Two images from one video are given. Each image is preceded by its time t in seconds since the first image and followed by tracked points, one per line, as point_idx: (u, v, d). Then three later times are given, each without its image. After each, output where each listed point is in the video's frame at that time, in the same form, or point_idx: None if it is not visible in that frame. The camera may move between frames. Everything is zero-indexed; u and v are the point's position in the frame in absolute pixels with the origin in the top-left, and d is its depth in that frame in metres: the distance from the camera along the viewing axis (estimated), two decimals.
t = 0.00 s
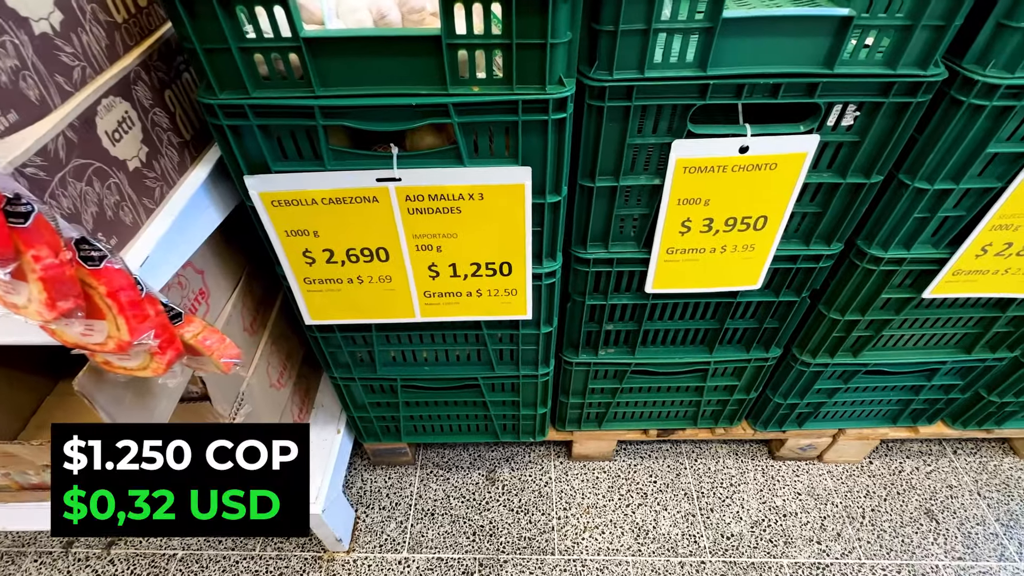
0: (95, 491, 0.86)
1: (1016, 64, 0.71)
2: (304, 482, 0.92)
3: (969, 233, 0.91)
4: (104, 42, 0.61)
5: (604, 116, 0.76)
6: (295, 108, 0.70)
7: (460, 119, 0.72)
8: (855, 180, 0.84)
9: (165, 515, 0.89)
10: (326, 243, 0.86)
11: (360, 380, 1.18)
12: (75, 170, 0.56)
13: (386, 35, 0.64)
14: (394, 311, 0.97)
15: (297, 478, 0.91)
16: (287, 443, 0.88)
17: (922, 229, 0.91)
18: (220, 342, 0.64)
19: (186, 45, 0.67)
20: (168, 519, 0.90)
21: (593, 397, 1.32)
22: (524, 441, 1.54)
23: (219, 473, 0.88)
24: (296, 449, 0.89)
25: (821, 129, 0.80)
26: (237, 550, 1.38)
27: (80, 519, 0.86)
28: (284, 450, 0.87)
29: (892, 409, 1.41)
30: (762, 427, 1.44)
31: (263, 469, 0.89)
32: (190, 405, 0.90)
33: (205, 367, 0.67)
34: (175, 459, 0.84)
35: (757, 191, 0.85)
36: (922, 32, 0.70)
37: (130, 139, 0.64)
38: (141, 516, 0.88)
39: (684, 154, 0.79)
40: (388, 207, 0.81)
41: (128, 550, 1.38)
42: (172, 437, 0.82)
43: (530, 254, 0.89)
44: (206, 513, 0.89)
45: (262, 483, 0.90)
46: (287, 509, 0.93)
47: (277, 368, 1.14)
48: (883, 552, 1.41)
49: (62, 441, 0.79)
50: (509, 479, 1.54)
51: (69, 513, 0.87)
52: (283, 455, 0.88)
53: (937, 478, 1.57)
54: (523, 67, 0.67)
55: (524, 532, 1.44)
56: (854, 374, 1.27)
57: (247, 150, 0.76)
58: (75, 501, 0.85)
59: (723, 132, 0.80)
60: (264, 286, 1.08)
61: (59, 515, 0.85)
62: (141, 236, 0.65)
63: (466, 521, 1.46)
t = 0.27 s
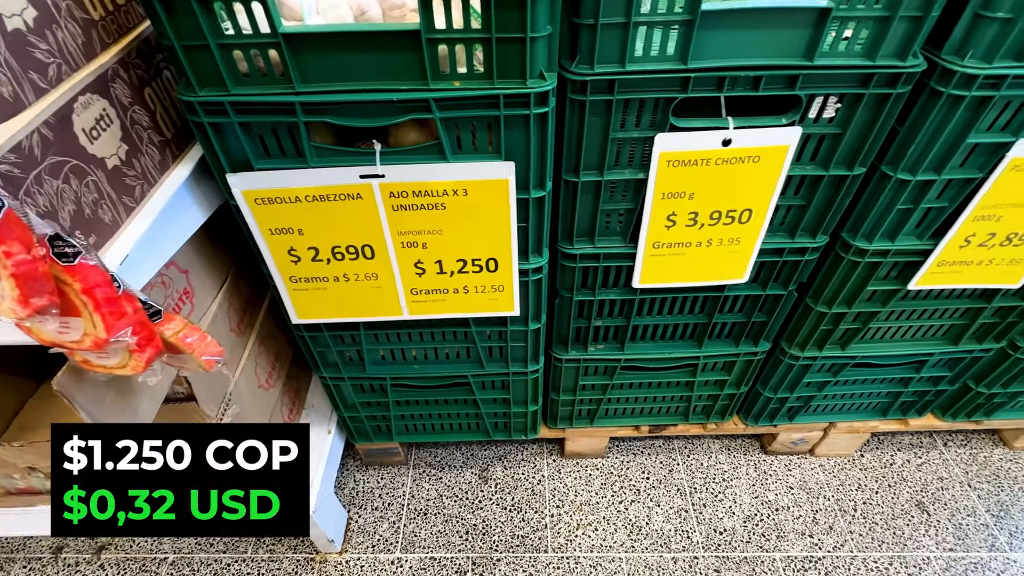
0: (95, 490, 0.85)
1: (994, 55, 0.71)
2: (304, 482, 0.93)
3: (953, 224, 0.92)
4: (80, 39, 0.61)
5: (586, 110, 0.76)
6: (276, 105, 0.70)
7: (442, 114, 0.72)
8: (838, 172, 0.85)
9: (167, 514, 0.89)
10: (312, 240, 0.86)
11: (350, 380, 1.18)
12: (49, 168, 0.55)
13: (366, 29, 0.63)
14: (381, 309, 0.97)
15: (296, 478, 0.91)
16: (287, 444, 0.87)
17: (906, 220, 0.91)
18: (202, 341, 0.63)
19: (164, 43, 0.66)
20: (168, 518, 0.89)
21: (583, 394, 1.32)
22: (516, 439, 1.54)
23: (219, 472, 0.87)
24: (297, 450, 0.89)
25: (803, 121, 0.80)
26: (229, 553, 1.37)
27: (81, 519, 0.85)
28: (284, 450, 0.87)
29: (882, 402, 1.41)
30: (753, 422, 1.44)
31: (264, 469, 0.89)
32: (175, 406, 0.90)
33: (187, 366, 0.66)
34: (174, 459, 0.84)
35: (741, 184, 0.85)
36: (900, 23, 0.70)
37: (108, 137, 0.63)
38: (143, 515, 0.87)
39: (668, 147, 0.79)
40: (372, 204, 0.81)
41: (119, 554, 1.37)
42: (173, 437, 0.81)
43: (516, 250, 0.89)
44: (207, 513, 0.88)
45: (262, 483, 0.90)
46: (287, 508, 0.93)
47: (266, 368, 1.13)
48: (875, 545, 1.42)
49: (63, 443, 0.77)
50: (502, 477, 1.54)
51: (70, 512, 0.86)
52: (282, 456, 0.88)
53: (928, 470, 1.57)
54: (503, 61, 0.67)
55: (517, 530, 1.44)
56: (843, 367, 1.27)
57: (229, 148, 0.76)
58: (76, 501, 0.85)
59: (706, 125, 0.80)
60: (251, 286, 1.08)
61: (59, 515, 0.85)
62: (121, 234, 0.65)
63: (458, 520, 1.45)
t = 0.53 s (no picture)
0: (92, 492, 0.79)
1: (957, 51, 0.73)
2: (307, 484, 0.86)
3: (925, 218, 0.93)
4: (52, 40, 0.61)
5: (560, 108, 0.77)
6: (250, 105, 0.71)
7: (416, 113, 0.72)
8: (811, 168, 0.86)
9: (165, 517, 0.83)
10: (291, 241, 0.86)
11: (333, 381, 1.18)
12: (20, 168, 0.56)
13: (337, 29, 0.64)
14: (362, 309, 0.97)
15: (299, 479, 0.85)
16: (287, 443, 0.82)
17: (879, 215, 0.93)
18: (175, 340, 0.64)
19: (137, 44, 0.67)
20: (168, 521, 0.83)
21: (569, 392, 1.33)
22: (503, 439, 1.54)
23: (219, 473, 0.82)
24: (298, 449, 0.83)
25: (775, 117, 0.81)
26: (215, 558, 1.36)
27: (78, 521, 0.80)
28: (284, 449, 0.82)
29: (864, 396, 1.43)
30: (738, 418, 1.46)
31: (264, 470, 0.83)
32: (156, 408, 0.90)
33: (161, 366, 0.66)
34: (175, 459, 0.80)
35: (715, 181, 0.86)
36: (865, 21, 0.72)
37: (82, 137, 0.64)
38: (140, 518, 0.81)
39: (642, 144, 0.80)
40: (350, 204, 0.81)
41: (103, 561, 1.36)
42: (173, 436, 0.78)
43: (495, 248, 0.89)
44: (207, 515, 0.82)
45: (263, 485, 0.84)
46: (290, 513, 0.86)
47: (249, 370, 1.13)
48: (860, 538, 1.43)
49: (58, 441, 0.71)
50: (490, 478, 1.54)
51: (68, 514, 0.80)
52: (284, 455, 0.83)
53: (912, 464, 1.59)
54: (476, 59, 0.68)
55: (505, 529, 1.44)
56: (824, 362, 1.28)
57: (205, 148, 0.76)
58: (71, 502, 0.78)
59: (679, 122, 0.81)
60: (234, 288, 1.08)
61: (58, 516, 0.78)
62: (94, 235, 0.65)
63: (446, 520, 1.45)
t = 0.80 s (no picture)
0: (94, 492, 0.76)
1: (924, 48, 0.74)
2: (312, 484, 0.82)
3: (900, 214, 0.94)
4: (25, 43, 0.62)
5: (536, 107, 0.78)
6: (227, 106, 0.71)
7: (393, 113, 0.73)
8: (786, 165, 0.87)
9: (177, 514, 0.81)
10: (271, 242, 0.86)
11: (319, 383, 1.18)
12: None
13: (311, 30, 0.64)
14: (345, 310, 0.98)
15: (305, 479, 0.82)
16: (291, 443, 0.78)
17: (855, 211, 0.94)
18: (149, 340, 0.64)
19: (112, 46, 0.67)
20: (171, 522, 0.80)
21: (555, 392, 1.33)
22: (492, 439, 1.54)
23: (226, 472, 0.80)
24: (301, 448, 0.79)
25: (749, 115, 0.82)
26: (202, 563, 1.35)
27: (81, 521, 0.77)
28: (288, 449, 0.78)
29: (848, 392, 1.44)
30: (724, 416, 1.46)
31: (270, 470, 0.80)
32: (137, 411, 0.89)
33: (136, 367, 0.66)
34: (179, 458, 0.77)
35: (692, 178, 0.87)
36: (834, 19, 0.73)
37: (55, 139, 0.64)
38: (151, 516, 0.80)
39: (619, 143, 0.81)
40: (329, 204, 0.81)
41: (88, 568, 1.35)
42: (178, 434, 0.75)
43: (475, 247, 0.90)
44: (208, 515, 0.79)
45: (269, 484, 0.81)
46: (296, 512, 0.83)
47: (233, 373, 1.12)
48: (847, 534, 1.44)
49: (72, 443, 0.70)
50: (479, 479, 1.54)
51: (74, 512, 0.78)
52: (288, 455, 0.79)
53: (898, 459, 1.60)
54: (450, 60, 0.69)
55: (493, 530, 1.44)
56: (807, 358, 1.30)
57: (182, 150, 0.76)
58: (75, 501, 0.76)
59: (655, 121, 0.82)
60: (217, 291, 1.08)
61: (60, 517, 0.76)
62: (68, 237, 0.65)
63: (435, 522, 1.45)
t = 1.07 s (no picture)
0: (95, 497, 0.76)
1: (890, 48, 0.76)
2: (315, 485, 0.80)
3: (874, 211, 0.96)
4: (3, 47, 0.62)
5: (513, 109, 0.79)
6: (204, 109, 0.72)
7: (370, 115, 0.74)
8: (760, 164, 0.89)
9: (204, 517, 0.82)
10: (252, 244, 0.87)
11: (304, 385, 1.18)
12: None
13: (287, 33, 0.65)
14: (328, 311, 0.98)
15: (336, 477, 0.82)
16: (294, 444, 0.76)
17: (829, 208, 0.96)
18: (126, 341, 0.65)
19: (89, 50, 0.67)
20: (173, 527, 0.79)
21: (541, 392, 1.34)
22: (480, 441, 1.55)
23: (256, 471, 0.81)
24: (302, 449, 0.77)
25: (722, 115, 0.84)
26: (188, 569, 1.35)
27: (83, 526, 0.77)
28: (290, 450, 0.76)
29: (832, 389, 1.45)
30: (710, 414, 1.48)
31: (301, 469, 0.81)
32: (118, 415, 0.89)
33: (115, 369, 0.67)
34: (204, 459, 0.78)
35: (669, 178, 0.88)
36: (801, 20, 0.74)
37: (32, 142, 0.64)
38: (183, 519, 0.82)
39: (595, 143, 0.82)
40: (309, 206, 0.82)
41: None
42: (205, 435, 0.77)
43: (456, 247, 0.91)
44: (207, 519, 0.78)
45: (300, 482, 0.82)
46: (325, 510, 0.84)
47: (218, 377, 1.12)
48: (833, 530, 1.45)
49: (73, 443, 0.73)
50: (467, 481, 1.55)
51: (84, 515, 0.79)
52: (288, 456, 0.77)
53: (883, 456, 1.61)
54: (425, 62, 0.70)
55: (482, 532, 1.44)
56: (790, 356, 1.31)
57: (161, 153, 0.77)
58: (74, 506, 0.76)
59: (630, 121, 0.83)
60: (201, 295, 1.08)
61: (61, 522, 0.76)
62: (46, 239, 0.66)
63: (423, 525, 1.45)
